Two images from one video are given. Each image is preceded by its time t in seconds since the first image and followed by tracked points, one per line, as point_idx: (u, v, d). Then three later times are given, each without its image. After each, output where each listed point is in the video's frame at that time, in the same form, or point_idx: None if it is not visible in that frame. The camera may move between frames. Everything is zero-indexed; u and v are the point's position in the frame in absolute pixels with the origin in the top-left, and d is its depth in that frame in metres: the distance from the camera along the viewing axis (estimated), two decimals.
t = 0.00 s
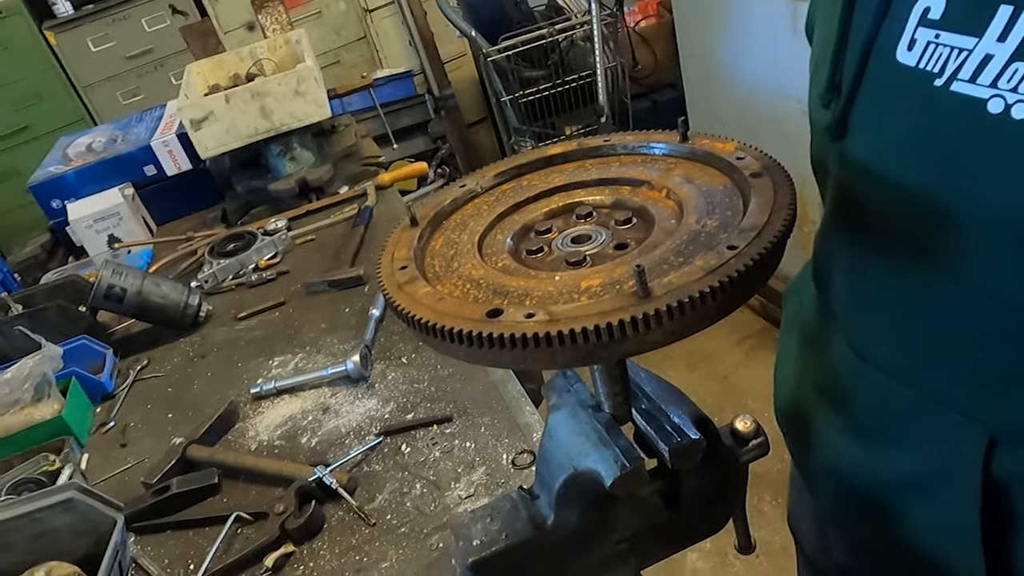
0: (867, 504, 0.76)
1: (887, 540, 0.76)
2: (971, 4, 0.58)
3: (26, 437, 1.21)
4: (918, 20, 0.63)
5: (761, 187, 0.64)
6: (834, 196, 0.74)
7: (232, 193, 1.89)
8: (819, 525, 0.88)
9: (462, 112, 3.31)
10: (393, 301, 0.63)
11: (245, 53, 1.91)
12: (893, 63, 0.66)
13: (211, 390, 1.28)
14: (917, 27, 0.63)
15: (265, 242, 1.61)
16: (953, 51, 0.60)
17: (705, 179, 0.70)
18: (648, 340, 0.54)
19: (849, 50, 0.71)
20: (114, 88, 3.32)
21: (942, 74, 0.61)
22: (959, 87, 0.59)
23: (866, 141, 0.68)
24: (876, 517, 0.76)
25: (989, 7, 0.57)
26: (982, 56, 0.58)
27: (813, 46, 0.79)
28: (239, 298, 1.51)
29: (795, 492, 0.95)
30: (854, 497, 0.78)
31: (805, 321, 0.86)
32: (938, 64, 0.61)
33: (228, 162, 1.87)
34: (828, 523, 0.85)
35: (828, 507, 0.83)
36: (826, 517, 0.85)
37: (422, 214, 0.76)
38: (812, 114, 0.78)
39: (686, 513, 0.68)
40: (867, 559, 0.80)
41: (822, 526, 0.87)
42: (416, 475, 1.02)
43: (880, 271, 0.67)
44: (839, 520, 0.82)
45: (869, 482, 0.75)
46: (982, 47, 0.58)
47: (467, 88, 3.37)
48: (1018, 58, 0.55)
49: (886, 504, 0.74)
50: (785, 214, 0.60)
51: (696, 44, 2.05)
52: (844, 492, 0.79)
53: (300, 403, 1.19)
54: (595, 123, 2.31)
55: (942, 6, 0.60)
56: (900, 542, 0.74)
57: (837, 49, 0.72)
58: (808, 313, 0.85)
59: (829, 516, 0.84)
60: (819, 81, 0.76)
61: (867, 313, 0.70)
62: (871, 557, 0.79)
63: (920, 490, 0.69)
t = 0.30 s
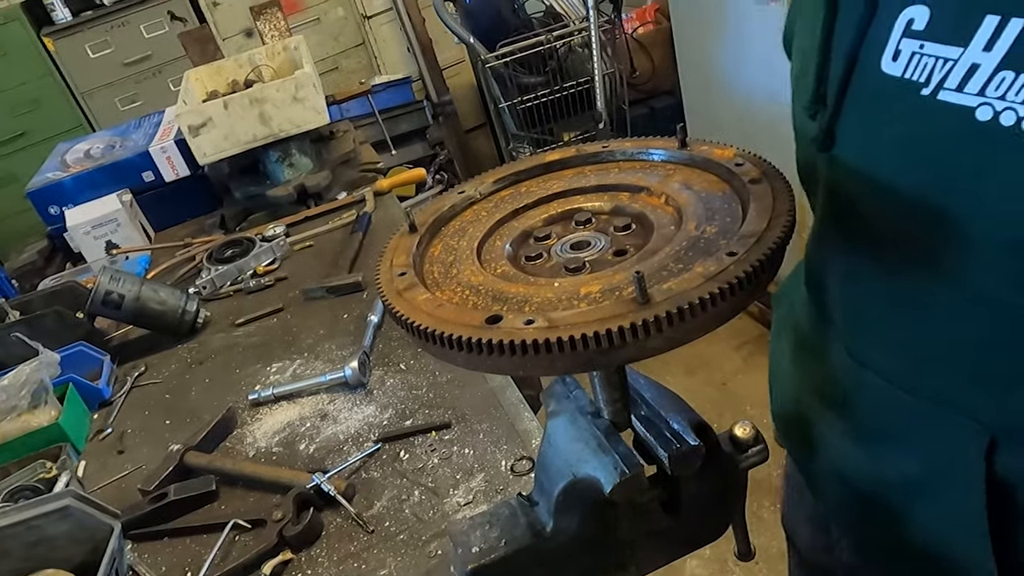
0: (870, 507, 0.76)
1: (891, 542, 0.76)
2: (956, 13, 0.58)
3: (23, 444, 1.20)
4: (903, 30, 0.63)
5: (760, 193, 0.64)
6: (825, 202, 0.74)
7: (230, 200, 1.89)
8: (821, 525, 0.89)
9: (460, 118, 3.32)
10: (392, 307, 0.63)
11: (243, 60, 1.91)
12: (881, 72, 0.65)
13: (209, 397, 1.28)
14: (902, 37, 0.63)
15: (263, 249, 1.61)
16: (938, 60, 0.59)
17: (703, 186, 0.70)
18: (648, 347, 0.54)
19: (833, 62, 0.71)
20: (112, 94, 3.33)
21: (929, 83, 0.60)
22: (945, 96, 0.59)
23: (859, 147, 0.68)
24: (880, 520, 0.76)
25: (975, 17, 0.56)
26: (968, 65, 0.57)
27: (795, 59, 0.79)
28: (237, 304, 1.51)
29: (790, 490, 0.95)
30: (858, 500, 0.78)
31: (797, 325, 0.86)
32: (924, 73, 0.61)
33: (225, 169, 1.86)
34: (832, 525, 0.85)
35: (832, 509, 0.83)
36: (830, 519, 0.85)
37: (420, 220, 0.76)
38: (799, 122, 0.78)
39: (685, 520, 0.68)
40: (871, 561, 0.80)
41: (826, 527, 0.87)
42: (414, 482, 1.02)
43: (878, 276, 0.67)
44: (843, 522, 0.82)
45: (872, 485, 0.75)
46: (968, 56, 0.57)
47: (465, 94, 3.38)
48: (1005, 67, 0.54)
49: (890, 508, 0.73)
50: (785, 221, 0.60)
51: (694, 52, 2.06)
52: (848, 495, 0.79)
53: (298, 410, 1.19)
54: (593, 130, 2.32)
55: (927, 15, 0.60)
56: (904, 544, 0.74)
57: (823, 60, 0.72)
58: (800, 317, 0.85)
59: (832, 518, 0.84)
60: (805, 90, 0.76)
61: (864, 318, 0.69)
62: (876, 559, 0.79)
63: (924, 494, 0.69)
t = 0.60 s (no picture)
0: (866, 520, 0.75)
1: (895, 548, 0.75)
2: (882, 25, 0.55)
3: (17, 458, 1.19)
4: (831, 44, 0.59)
5: (756, 204, 0.64)
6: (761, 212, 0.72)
7: (226, 212, 1.89)
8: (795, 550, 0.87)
9: (457, 130, 3.32)
10: (389, 319, 0.62)
11: (240, 73, 1.92)
12: (807, 83, 0.62)
13: (205, 409, 1.27)
14: (832, 52, 0.59)
15: (260, 261, 1.61)
16: (871, 69, 0.57)
17: (699, 197, 0.70)
18: (646, 357, 0.54)
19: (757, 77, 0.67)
20: (109, 107, 3.33)
21: (864, 91, 0.58)
22: (884, 100, 0.56)
23: (799, 157, 0.65)
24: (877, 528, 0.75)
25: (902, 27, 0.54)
26: (902, 71, 0.55)
27: (700, 85, 0.76)
28: (233, 317, 1.50)
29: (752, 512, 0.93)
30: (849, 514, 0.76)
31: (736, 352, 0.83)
32: (857, 82, 0.58)
33: (222, 181, 1.86)
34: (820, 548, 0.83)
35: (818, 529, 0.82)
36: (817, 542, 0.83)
37: (417, 231, 0.76)
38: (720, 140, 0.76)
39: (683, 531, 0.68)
40: None
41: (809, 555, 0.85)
42: (411, 494, 1.01)
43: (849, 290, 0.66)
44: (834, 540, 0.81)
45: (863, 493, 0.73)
46: (902, 63, 0.55)
47: (462, 107, 3.40)
48: (942, 73, 0.53)
49: (894, 515, 0.72)
50: (781, 231, 0.60)
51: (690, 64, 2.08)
52: (845, 517, 0.77)
53: (295, 422, 1.19)
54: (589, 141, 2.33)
55: (852, 28, 0.57)
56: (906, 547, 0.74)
57: (748, 83, 0.68)
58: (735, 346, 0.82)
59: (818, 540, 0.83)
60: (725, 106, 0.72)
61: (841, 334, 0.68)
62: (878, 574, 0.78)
63: (931, 491, 0.69)
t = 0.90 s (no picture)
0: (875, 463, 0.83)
1: (898, 478, 0.84)
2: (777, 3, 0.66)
3: (13, 467, 1.19)
4: (733, 27, 0.70)
5: (754, 211, 0.64)
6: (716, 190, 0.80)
7: (224, 220, 1.89)
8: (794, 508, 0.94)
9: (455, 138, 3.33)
10: (387, 327, 0.62)
11: (239, 81, 1.92)
12: (718, 63, 0.72)
13: (202, 418, 1.27)
14: (733, 34, 0.70)
15: (258, 268, 1.61)
16: (770, 42, 0.67)
17: (697, 204, 0.70)
18: (643, 365, 0.53)
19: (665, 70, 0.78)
20: (107, 115, 3.34)
21: (764, 62, 0.68)
22: (784, 67, 0.66)
23: (717, 132, 0.75)
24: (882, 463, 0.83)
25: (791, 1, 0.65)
26: (795, 41, 0.65)
27: (607, 87, 0.86)
28: (231, 325, 1.50)
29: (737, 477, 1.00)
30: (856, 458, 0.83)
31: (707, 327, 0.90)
32: (759, 56, 0.68)
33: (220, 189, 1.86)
34: (821, 500, 0.91)
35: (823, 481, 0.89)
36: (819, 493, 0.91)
37: (416, 239, 0.76)
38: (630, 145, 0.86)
39: (681, 538, 0.68)
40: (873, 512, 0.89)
41: (808, 507, 0.93)
42: (409, 503, 1.01)
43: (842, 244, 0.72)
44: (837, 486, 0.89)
45: (869, 436, 0.81)
46: (794, 34, 0.65)
47: (459, 115, 3.41)
48: (826, 36, 0.63)
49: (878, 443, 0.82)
50: (778, 239, 0.59)
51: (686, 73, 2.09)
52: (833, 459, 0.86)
53: (293, 430, 1.18)
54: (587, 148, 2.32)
55: (750, 13, 0.68)
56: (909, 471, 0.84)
57: (659, 74, 0.78)
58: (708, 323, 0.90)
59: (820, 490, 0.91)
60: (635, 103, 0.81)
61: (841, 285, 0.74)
62: (880, 509, 0.87)
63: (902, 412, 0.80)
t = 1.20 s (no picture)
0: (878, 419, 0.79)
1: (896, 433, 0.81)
2: None
3: (11, 475, 1.19)
4: (662, 21, 0.76)
5: (752, 218, 0.64)
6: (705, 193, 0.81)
7: (222, 227, 1.88)
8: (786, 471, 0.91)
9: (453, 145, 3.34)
10: (386, 334, 0.62)
11: (237, 88, 1.92)
12: (654, 58, 0.79)
13: (200, 425, 1.27)
14: (665, 27, 0.76)
15: (256, 275, 1.61)
16: (694, 29, 0.73)
17: (695, 212, 0.70)
18: (642, 371, 0.53)
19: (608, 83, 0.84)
20: (105, 123, 3.34)
21: (693, 47, 0.74)
22: (710, 48, 0.73)
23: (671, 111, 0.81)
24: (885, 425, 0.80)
25: None
26: (712, 22, 0.72)
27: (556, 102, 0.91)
28: (229, 332, 1.50)
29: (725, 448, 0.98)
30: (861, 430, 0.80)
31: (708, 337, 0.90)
32: (687, 42, 0.75)
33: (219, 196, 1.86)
34: (817, 464, 0.87)
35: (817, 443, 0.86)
36: (813, 457, 0.87)
37: (414, 246, 0.76)
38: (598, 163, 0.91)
39: (681, 545, 0.68)
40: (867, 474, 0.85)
41: (802, 471, 0.89)
42: (408, 510, 1.01)
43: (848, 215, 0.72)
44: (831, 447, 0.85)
45: (872, 393, 0.78)
46: (709, 16, 0.72)
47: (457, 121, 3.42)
48: (739, 12, 0.70)
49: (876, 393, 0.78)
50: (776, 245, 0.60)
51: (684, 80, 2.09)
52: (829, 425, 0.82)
53: (291, 438, 1.18)
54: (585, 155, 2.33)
55: (672, 5, 0.74)
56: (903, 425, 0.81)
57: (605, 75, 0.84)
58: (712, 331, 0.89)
59: (814, 454, 0.87)
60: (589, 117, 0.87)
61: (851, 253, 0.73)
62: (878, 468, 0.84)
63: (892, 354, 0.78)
